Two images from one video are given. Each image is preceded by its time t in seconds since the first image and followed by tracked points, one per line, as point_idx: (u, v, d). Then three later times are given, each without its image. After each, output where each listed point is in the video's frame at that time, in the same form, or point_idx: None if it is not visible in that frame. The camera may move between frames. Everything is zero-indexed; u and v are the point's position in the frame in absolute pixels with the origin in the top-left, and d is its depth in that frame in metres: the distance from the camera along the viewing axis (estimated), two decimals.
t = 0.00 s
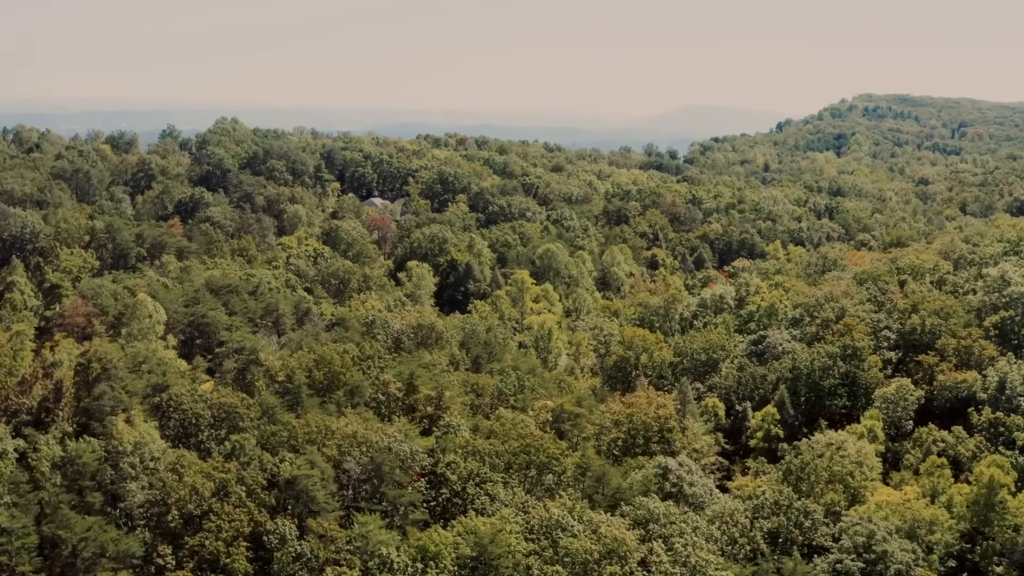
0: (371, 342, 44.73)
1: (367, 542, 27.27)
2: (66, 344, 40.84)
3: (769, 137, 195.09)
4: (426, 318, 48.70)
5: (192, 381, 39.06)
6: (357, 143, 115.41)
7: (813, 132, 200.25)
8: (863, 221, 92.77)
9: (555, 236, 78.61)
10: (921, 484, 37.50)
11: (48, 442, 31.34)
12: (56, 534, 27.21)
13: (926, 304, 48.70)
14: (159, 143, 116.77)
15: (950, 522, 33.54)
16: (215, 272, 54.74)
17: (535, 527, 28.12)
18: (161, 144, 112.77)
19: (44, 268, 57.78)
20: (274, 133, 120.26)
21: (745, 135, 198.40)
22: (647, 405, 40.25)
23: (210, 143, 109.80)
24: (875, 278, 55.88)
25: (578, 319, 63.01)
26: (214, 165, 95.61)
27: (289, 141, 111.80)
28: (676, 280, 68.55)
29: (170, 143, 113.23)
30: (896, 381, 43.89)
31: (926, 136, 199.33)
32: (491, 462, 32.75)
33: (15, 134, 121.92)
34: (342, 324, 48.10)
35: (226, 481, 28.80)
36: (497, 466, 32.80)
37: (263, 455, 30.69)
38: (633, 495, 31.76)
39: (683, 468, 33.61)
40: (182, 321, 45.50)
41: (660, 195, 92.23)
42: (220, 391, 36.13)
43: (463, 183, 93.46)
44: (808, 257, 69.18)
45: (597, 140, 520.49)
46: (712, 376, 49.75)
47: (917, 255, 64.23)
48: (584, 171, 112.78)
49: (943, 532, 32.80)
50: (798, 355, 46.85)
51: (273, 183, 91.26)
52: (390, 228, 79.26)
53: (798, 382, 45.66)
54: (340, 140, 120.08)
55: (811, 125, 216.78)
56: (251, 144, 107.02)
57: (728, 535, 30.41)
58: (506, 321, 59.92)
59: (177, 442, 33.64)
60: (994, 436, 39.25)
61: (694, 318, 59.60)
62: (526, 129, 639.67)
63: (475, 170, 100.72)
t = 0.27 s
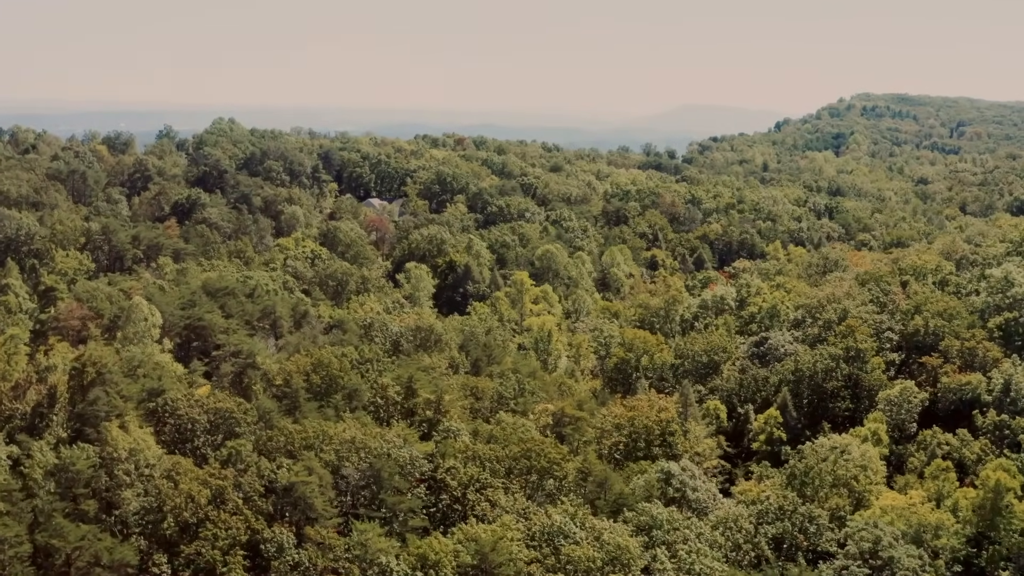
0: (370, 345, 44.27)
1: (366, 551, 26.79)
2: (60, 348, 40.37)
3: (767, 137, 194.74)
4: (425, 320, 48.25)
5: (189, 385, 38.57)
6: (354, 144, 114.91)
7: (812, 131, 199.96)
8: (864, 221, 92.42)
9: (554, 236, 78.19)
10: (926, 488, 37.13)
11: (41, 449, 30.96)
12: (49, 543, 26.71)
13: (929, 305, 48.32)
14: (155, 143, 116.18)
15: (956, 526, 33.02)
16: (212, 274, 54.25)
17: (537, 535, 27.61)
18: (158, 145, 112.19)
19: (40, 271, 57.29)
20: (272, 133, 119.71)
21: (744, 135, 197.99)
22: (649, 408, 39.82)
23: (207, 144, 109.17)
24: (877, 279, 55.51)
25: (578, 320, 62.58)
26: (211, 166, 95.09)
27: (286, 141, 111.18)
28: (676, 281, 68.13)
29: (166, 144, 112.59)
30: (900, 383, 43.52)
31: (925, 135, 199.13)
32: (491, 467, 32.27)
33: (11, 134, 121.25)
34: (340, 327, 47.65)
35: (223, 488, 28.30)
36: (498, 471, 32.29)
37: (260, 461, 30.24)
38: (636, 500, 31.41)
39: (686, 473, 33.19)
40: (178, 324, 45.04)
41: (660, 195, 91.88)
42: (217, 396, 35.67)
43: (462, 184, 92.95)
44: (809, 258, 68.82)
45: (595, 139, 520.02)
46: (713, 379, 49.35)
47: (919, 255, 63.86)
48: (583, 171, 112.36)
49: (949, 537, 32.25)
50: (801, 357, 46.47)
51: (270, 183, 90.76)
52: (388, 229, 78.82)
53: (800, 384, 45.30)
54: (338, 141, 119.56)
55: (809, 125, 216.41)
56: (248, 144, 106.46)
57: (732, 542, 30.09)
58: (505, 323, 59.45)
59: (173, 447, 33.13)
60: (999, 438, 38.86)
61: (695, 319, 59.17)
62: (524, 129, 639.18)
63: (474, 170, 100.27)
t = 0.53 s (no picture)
0: (368, 348, 43.81)
1: (364, 559, 26.28)
2: (55, 352, 39.88)
3: (765, 136, 194.46)
4: (424, 322, 47.83)
5: (185, 390, 38.12)
6: (352, 144, 114.43)
7: (811, 131, 199.62)
8: (863, 221, 92.13)
9: (553, 237, 77.80)
10: (930, 491, 36.78)
11: (35, 455, 30.55)
12: (43, 552, 26.16)
13: (932, 306, 47.95)
14: (152, 144, 115.60)
15: (962, 530, 32.51)
16: (208, 275, 53.77)
17: (538, 541, 27.17)
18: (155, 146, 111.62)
19: (35, 273, 56.77)
20: (269, 133, 119.17)
21: (742, 134, 197.61)
22: (651, 411, 39.44)
23: (204, 144, 108.57)
24: (879, 280, 55.18)
25: (577, 322, 62.15)
26: (208, 167, 94.58)
27: (283, 142, 110.63)
28: (676, 282, 67.74)
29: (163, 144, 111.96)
30: (903, 385, 43.15)
31: (923, 135, 199.00)
32: (492, 472, 31.92)
33: (7, 135, 120.57)
34: (338, 329, 47.20)
35: (219, 495, 27.91)
36: (499, 477, 31.91)
37: (258, 467, 29.83)
38: (638, 506, 31.06)
39: (689, 477, 32.76)
40: (174, 327, 44.56)
41: (659, 195, 91.56)
42: (213, 401, 35.26)
43: (460, 184, 92.49)
44: (810, 258, 68.48)
45: (593, 139, 519.72)
46: (715, 381, 48.96)
47: (921, 256, 63.54)
48: (582, 171, 111.98)
49: (955, 541, 31.82)
50: (802, 359, 46.13)
51: (268, 184, 90.29)
52: (386, 229, 78.38)
53: (802, 386, 44.95)
54: (335, 141, 119.08)
55: (807, 125, 216.22)
56: (246, 145, 105.95)
57: (736, 548, 29.62)
58: (504, 325, 58.99)
59: (169, 453, 32.73)
60: (1004, 441, 38.44)
61: (696, 320, 58.76)
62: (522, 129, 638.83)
63: (472, 170, 99.84)
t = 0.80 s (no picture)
0: (366, 351, 43.26)
1: (364, 569, 25.94)
2: (49, 356, 39.32)
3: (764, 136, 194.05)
4: (423, 324, 47.29)
5: (181, 395, 37.55)
6: (350, 144, 113.87)
7: (809, 130, 199.19)
8: (864, 221, 91.72)
9: (552, 237, 77.31)
10: (935, 495, 36.36)
11: (27, 462, 29.98)
12: (34, 563, 25.85)
13: (935, 308, 47.54)
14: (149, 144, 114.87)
15: (969, 536, 31.98)
16: (205, 278, 53.18)
17: (540, 549, 26.56)
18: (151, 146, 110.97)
19: (29, 275, 56.16)
20: (266, 134, 118.50)
21: (741, 134, 197.12)
22: (653, 415, 38.95)
23: (201, 145, 107.90)
24: (881, 280, 54.76)
25: (577, 323, 61.61)
26: (205, 168, 93.95)
27: (280, 142, 109.99)
28: (676, 283, 67.24)
29: (160, 145, 111.26)
30: (906, 387, 42.78)
31: (922, 134, 198.74)
32: (492, 478, 31.30)
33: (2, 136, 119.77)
34: (336, 332, 46.61)
35: (215, 504, 27.36)
36: (499, 483, 31.32)
37: (254, 475, 29.26)
38: (641, 513, 30.67)
39: (693, 483, 32.20)
40: (170, 330, 43.99)
41: (658, 195, 91.11)
42: (209, 406, 34.69)
43: (458, 184, 91.95)
44: (811, 259, 68.08)
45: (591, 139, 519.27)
46: (717, 383, 48.46)
47: (923, 256, 63.14)
48: (581, 171, 111.43)
49: (961, 547, 31.37)
50: (805, 361, 45.68)
51: (265, 185, 89.69)
52: (384, 230, 77.85)
53: (805, 389, 44.52)
54: (333, 141, 118.47)
55: (806, 124, 215.97)
56: (243, 145, 105.31)
57: (740, 556, 29.13)
58: (503, 326, 58.45)
59: (163, 460, 31.93)
60: (1010, 444, 37.92)
61: (697, 322, 58.27)
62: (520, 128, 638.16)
63: (471, 171, 99.31)
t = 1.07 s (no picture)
0: (364, 354, 42.74)
1: None
2: (43, 360, 38.80)
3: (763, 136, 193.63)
4: (422, 326, 46.79)
5: (176, 399, 37.05)
6: (348, 144, 113.34)
7: (808, 130, 198.80)
8: (865, 221, 91.37)
9: (551, 238, 76.84)
10: (941, 500, 35.94)
11: (20, 469, 29.47)
12: (26, 572, 25.44)
13: (939, 309, 47.22)
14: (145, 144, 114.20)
15: (976, 541, 31.33)
16: (201, 280, 52.65)
17: (541, 556, 25.88)
18: (148, 147, 110.32)
19: (24, 277, 55.58)
20: (264, 134, 117.91)
21: (739, 134, 196.69)
22: (656, 418, 38.53)
23: (198, 146, 107.23)
24: (883, 282, 54.36)
25: (577, 325, 61.11)
26: (202, 168, 93.35)
27: (278, 142, 109.37)
28: (677, 284, 66.78)
29: (156, 145, 110.59)
30: (910, 390, 42.47)
31: (921, 134, 198.54)
32: (492, 485, 30.82)
33: None
34: (334, 334, 46.08)
35: (211, 511, 26.83)
36: (499, 489, 30.83)
37: (251, 482, 28.76)
38: (644, 520, 30.18)
39: (696, 489, 31.73)
40: (165, 334, 43.48)
41: (658, 196, 90.69)
42: (205, 411, 34.19)
43: (457, 185, 91.49)
44: (812, 260, 67.69)
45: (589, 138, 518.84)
46: (718, 386, 47.98)
47: (925, 257, 62.78)
48: (580, 171, 110.97)
49: (968, 553, 30.69)
50: (808, 364, 45.26)
51: (262, 185, 89.14)
52: (383, 231, 77.39)
53: (808, 392, 44.12)
54: (331, 141, 117.91)
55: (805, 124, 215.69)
56: (240, 146, 104.72)
57: (745, 562, 28.53)
58: (502, 329, 57.93)
59: (158, 467, 31.47)
60: (1016, 448, 37.52)
61: (697, 323, 57.80)
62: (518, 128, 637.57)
63: (469, 171, 98.79)
